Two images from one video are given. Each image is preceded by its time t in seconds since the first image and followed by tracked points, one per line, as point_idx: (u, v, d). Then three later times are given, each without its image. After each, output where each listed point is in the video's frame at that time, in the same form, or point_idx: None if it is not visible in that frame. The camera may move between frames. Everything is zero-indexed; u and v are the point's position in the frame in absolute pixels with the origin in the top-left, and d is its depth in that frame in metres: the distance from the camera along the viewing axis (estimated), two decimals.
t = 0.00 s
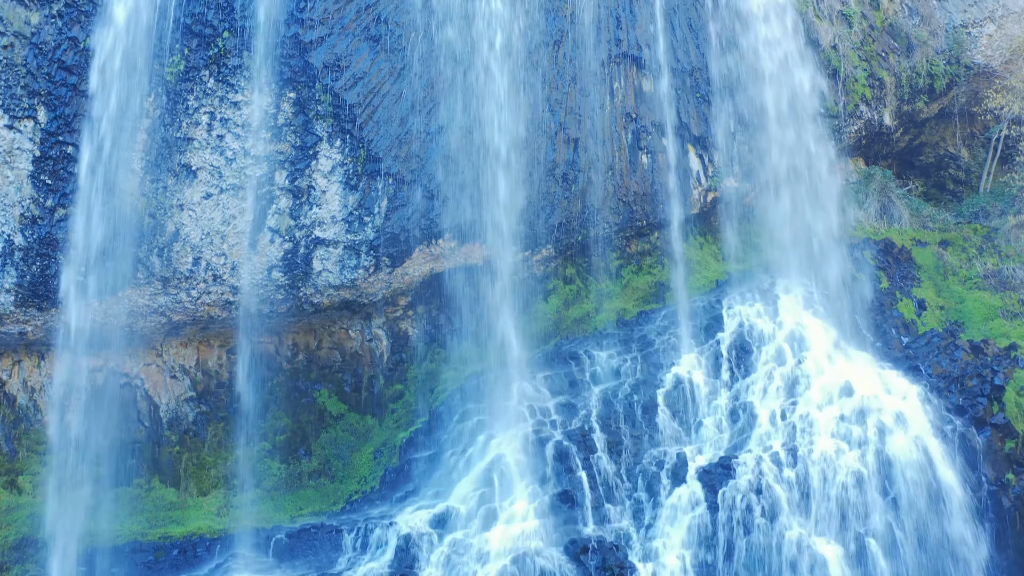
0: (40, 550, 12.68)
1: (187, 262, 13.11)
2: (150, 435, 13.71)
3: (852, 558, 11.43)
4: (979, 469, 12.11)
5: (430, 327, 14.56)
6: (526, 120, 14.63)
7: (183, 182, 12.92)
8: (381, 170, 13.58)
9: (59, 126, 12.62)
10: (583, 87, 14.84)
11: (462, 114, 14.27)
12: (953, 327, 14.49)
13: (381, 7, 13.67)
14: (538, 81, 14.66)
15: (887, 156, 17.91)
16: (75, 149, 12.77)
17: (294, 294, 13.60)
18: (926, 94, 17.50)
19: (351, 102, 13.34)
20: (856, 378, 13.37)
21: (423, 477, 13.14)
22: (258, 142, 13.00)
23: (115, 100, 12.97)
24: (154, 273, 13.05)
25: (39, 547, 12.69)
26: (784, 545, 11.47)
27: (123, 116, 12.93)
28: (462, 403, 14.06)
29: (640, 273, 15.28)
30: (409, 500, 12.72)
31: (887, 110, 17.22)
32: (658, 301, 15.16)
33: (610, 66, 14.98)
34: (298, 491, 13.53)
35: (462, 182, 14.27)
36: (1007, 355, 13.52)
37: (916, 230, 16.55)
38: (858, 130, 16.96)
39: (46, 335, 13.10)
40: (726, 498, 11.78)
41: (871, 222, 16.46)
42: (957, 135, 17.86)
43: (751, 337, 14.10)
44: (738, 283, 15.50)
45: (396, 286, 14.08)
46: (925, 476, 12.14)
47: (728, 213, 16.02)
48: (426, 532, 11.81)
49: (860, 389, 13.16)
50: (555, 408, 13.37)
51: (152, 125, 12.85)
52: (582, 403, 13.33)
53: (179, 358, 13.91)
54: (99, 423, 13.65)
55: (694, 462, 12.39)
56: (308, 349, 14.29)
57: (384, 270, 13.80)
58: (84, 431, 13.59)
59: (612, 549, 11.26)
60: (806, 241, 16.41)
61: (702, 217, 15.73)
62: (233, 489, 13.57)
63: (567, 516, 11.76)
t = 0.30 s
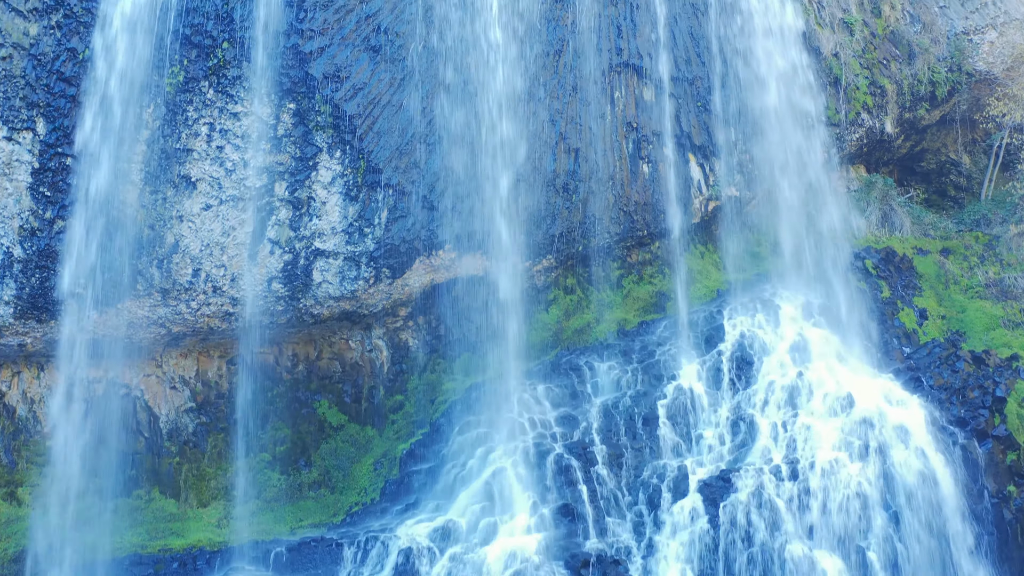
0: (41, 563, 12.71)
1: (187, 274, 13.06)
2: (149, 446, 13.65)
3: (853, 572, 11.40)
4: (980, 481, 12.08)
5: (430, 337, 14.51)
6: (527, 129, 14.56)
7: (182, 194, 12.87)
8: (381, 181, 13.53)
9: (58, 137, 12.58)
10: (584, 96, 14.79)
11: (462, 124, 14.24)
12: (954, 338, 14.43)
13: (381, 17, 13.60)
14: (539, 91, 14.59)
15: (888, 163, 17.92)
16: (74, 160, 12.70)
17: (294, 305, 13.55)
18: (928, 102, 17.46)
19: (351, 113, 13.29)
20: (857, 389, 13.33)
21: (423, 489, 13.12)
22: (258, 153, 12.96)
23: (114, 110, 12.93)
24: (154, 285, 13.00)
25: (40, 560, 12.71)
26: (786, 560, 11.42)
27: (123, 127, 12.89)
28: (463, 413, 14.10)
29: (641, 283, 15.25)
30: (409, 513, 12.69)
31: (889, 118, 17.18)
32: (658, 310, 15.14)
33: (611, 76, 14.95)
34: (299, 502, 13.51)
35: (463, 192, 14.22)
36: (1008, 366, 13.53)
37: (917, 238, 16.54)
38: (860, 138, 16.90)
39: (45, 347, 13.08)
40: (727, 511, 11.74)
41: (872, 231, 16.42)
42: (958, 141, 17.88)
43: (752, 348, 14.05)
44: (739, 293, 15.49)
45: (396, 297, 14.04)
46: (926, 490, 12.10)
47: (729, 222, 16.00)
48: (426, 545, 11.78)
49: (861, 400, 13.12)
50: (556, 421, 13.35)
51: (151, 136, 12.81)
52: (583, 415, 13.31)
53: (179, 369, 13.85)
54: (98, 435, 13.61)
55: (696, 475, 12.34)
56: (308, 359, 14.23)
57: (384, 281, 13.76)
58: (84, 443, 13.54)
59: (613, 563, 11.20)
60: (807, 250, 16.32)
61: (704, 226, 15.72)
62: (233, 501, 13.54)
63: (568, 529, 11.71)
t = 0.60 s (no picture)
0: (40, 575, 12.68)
1: (186, 285, 13.01)
2: (149, 457, 13.64)
3: None
4: (981, 494, 12.02)
5: (430, 347, 14.50)
6: (527, 139, 14.53)
7: (181, 205, 12.83)
8: (381, 192, 13.48)
9: (56, 149, 12.56)
10: (585, 105, 14.75)
11: (462, 134, 14.19)
12: (955, 346, 14.42)
13: (381, 27, 13.54)
14: (539, 100, 14.52)
15: (890, 169, 17.89)
16: (74, 172, 12.70)
17: (294, 317, 13.52)
18: (929, 109, 17.42)
19: (351, 124, 13.23)
20: (859, 401, 13.28)
21: (423, 502, 13.02)
22: (257, 164, 12.91)
23: (113, 121, 12.89)
24: (153, 297, 12.96)
25: (40, 572, 12.69)
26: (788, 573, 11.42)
27: (122, 139, 12.88)
28: (463, 427, 13.97)
29: (641, 293, 15.27)
30: (409, 526, 12.59)
31: (890, 126, 17.13)
32: (659, 320, 15.18)
33: (611, 85, 14.91)
34: (299, 513, 13.48)
35: (462, 202, 14.17)
36: (1010, 377, 13.45)
37: (919, 246, 16.51)
38: (861, 146, 16.86)
39: (44, 358, 13.01)
40: (727, 525, 11.72)
41: (873, 239, 16.43)
42: (960, 147, 17.89)
43: (753, 359, 14.00)
44: (740, 302, 15.45)
45: (396, 308, 14.01)
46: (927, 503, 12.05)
47: (730, 231, 15.98)
48: (427, 558, 11.75)
49: (862, 412, 13.05)
50: (556, 433, 13.30)
51: (150, 148, 12.80)
52: (583, 427, 13.30)
53: (178, 380, 13.79)
54: (97, 446, 13.60)
55: (697, 488, 12.32)
56: (308, 370, 14.23)
57: (384, 292, 13.72)
58: (83, 454, 13.53)
59: None
60: (808, 260, 16.32)
61: (704, 236, 15.76)
62: (233, 513, 13.48)
63: (568, 543, 11.73)
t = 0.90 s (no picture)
0: None
1: (186, 297, 12.96)
2: (149, 469, 13.58)
3: None
4: (982, 507, 11.99)
5: (431, 358, 14.45)
6: (527, 149, 14.49)
7: (181, 217, 12.80)
8: (381, 204, 13.44)
9: (55, 160, 12.49)
10: (586, 115, 14.72)
11: (462, 144, 14.14)
12: (956, 356, 14.30)
13: (381, 37, 13.48)
14: (539, 110, 14.50)
15: (892, 175, 17.88)
16: (73, 184, 12.64)
17: (294, 328, 13.47)
18: (930, 117, 17.37)
19: (351, 135, 13.17)
20: (860, 413, 13.19)
21: (423, 515, 12.99)
22: (257, 175, 12.86)
23: (112, 132, 12.85)
24: (153, 308, 12.92)
25: None
26: None
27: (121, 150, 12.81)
28: (462, 438, 14.00)
29: (642, 303, 15.27)
30: (409, 539, 12.57)
31: (891, 133, 17.10)
32: (660, 330, 15.14)
33: (612, 94, 14.87)
34: (299, 524, 13.44)
35: (462, 213, 14.15)
36: (1011, 388, 13.35)
37: (920, 254, 16.44)
38: (863, 153, 16.85)
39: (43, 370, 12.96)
40: (729, 539, 11.67)
41: (875, 247, 16.37)
42: (960, 154, 17.89)
43: (754, 370, 14.02)
44: (741, 312, 15.45)
45: (397, 319, 13.99)
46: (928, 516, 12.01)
47: (731, 240, 16.03)
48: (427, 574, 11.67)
49: (863, 424, 12.99)
50: (557, 445, 13.28)
51: (150, 159, 12.75)
52: (583, 439, 13.26)
53: (178, 391, 13.73)
54: (97, 458, 13.55)
55: (698, 501, 12.29)
56: (308, 380, 14.17)
57: (384, 303, 13.68)
58: (83, 466, 13.49)
59: None
60: (808, 269, 16.33)
61: (705, 244, 15.74)
62: (233, 524, 13.45)
63: (569, 557, 11.72)
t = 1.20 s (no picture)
0: None
1: (186, 309, 12.90)
2: (150, 480, 13.53)
3: None
4: (985, 519, 11.92)
5: (432, 370, 14.47)
6: (528, 159, 14.45)
7: (180, 229, 12.76)
8: (382, 215, 13.41)
9: (54, 172, 12.44)
10: (587, 125, 14.70)
11: (462, 156, 14.13)
12: (958, 367, 14.11)
13: (381, 48, 13.43)
14: (540, 120, 14.47)
15: (893, 182, 17.79)
16: (72, 196, 12.60)
17: (294, 340, 13.41)
18: (932, 124, 17.28)
19: (351, 146, 13.13)
20: (861, 426, 13.19)
21: (424, 528, 12.96)
22: (257, 187, 12.81)
23: (111, 144, 12.82)
24: (153, 320, 12.86)
25: None
26: None
27: (121, 161, 12.76)
28: (463, 451, 13.98)
29: (644, 313, 15.26)
30: (410, 552, 12.56)
31: (892, 141, 17.06)
32: (662, 341, 15.15)
33: (613, 103, 14.86)
34: (299, 535, 13.39)
35: (463, 224, 14.13)
36: (1013, 399, 13.26)
37: (923, 262, 16.30)
38: (864, 161, 16.79)
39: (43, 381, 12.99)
40: (730, 552, 11.63)
41: (876, 256, 16.29)
42: (962, 160, 17.83)
43: (756, 381, 13.98)
44: (742, 322, 15.48)
45: (397, 331, 13.95)
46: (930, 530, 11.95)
47: (732, 249, 16.08)
48: None
49: (864, 436, 12.98)
50: (558, 458, 13.24)
51: (150, 170, 12.70)
52: (585, 452, 13.22)
53: (178, 403, 13.70)
54: (97, 470, 13.49)
55: (699, 514, 12.24)
56: (308, 391, 14.12)
57: (385, 315, 13.67)
58: (82, 477, 13.43)
59: None
60: (810, 279, 16.33)
61: (707, 253, 15.74)
62: (233, 536, 13.39)
63: (569, 572, 11.76)
